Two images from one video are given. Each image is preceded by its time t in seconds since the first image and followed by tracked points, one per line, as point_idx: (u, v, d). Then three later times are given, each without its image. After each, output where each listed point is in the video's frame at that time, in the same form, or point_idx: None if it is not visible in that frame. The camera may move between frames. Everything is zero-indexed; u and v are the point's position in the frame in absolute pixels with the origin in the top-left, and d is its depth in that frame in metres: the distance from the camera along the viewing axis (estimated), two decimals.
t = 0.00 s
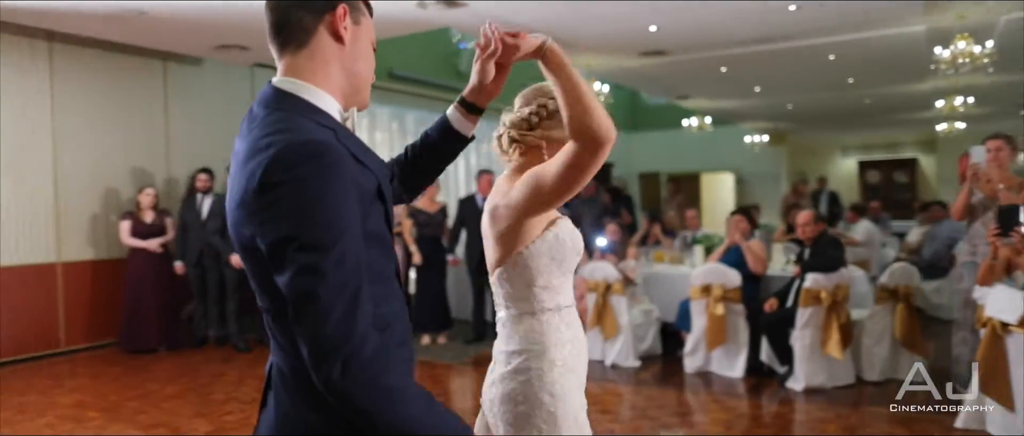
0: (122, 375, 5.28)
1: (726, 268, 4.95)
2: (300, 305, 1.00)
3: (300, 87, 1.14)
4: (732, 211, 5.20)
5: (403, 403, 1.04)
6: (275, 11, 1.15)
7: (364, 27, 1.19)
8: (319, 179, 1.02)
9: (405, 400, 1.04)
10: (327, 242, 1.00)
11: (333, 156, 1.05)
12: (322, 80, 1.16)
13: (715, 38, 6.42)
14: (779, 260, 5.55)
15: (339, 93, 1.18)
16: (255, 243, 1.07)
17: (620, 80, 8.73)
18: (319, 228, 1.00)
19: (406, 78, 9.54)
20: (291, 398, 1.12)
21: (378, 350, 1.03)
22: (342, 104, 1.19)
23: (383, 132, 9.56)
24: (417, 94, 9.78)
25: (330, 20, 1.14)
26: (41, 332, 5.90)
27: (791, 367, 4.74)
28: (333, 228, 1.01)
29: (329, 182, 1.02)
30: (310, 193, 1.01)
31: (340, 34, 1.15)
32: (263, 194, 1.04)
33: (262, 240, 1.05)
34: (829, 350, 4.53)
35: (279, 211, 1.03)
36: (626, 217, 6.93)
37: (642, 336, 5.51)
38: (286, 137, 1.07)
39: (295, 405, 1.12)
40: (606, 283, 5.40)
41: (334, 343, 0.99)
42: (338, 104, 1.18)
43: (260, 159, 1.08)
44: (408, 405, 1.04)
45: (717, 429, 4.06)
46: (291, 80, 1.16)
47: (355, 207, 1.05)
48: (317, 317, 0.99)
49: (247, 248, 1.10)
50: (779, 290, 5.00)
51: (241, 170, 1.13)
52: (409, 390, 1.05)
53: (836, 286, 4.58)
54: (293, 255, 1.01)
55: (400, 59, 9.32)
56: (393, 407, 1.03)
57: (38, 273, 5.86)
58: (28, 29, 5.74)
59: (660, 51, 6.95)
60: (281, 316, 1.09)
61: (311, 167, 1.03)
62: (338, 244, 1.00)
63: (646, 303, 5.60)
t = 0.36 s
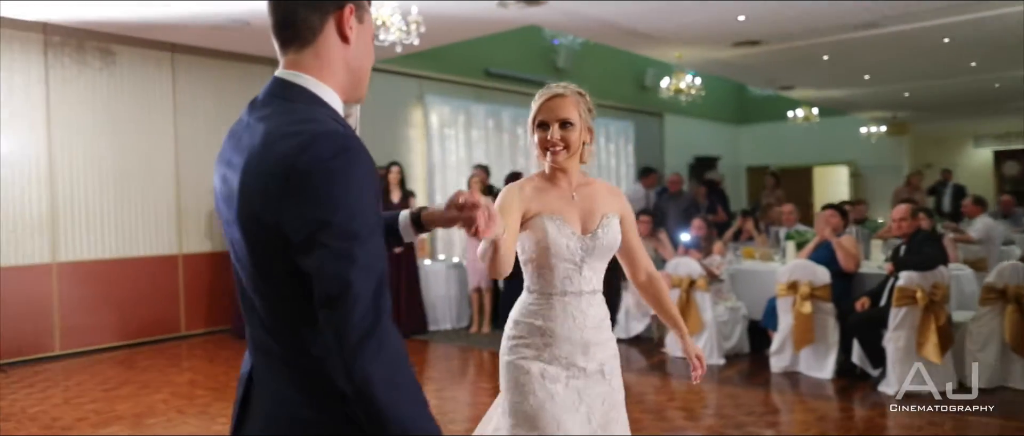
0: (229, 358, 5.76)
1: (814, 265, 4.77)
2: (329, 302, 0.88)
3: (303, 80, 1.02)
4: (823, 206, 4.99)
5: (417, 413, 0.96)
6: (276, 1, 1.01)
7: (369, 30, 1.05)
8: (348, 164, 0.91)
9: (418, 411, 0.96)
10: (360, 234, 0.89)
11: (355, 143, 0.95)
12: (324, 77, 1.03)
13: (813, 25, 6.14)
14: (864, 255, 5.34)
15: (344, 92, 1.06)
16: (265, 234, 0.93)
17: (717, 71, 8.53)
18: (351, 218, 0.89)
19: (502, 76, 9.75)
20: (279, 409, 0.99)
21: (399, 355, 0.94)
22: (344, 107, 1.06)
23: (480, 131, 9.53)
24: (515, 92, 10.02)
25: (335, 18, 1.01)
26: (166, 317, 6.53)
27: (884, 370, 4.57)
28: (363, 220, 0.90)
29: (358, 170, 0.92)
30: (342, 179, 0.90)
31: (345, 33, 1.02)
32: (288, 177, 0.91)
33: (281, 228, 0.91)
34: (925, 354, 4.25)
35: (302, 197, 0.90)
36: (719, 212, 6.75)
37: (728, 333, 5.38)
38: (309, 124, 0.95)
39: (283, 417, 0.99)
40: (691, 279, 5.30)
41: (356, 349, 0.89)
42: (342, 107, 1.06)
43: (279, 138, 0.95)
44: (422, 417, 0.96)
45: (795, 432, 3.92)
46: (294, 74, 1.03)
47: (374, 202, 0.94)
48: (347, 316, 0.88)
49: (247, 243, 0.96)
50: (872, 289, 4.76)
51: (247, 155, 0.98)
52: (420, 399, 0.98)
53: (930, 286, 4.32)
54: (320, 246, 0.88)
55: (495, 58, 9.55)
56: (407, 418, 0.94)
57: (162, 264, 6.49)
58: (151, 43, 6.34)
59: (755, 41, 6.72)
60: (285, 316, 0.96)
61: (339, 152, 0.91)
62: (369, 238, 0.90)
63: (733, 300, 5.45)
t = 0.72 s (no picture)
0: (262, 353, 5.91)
1: (842, 263, 4.72)
2: (324, 305, 0.87)
3: (303, 83, 1.02)
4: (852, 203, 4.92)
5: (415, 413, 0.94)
6: (275, 4, 1.01)
7: (369, 32, 1.06)
8: (344, 166, 0.89)
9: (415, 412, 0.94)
10: (354, 236, 0.87)
11: (351, 145, 0.93)
12: (323, 80, 1.03)
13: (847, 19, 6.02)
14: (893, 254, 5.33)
15: (343, 92, 1.06)
16: (264, 235, 0.92)
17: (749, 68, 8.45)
18: (345, 221, 0.87)
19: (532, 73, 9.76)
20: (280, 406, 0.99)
21: (395, 358, 0.92)
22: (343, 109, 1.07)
23: (509, 130, 9.34)
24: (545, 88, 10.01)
25: (335, 20, 1.01)
26: (201, 312, 6.71)
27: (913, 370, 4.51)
28: (359, 223, 0.88)
29: (353, 172, 0.90)
30: (336, 181, 0.88)
31: (345, 36, 1.03)
32: (284, 178, 0.89)
33: (277, 230, 0.90)
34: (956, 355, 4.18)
35: (298, 199, 0.88)
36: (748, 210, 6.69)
37: (754, 332, 5.34)
38: (307, 127, 0.93)
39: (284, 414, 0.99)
40: (716, 278, 5.29)
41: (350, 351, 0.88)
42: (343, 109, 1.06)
43: (276, 140, 0.93)
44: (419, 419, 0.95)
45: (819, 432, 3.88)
46: (294, 76, 1.03)
47: (372, 203, 0.92)
48: (343, 319, 0.87)
49: (247, 245, 0.95)
50: (902, 288, 4.70)
51: (246, 156, 0.97)
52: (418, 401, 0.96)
53: (961, 286, 4.24)
54: (316, 249, 0.87)
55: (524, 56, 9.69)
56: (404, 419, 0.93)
57: (199, 260, 6.69)
58: (188, 46, 6.53)
59: (786, 36, 6.63)
60: (284, 317, 0.94)
61: (335, 155, 0.89)
62: (364, 241, 0.88)
63: (760, 298, 5.41)
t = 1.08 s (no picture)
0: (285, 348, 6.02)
1: (862, 262, 4.67)
2: (313, 305, 0.90)
3: (301, 84, 1.06)
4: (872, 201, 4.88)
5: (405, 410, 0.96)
6: (277, 7, 1.05)
7: (367, 35, 1.10)
8: (332, 169, 0.92)
9: (406, 406, 0.97)
10: (343, 239, 0.90)
11: (341, 148, 0.96)
12: (320, 82, 1.07)
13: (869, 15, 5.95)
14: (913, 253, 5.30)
15: (341, 93, 1.10)
16: (258, 236, 0.95)
17: (771, 65, 8.39)
18: (332, 223, 0.90)
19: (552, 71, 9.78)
20: (281, 399, 1.03)
21: (386, 355, 0.94)
22: (341, 109, 1.11)
23: (531, 127, 9.42)
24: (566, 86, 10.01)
25: (333, 23, 1.05)
26: (226, 307, 6.83)
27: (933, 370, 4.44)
28: (346, 225, 0.91)
29: (341, 175, 0.92)
30: (324, 185, 0.91)
31: (343, 37, 1.06)
32: (276, 182, 0.92)
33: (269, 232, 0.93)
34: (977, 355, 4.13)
35: (287, 202, 0.91)
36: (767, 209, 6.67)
37: (773, 331, 5.31)
38: (299, 130, 0.97)
39: (284, 407, 1.02)
40: (734, 275, 5.27)
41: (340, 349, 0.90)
42: (340, 110, 1.11)
43: (268, 145, 0.96)
44: (410, 411, 0.97)
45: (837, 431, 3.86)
46: (292, 78, 1.07)
47: (362, 205, 0.94)
48: (331, 319, 0.89)
49: (243, 245, 0.98)
50: (923, 287, 4.66)
51: (242, 158, 1.00)
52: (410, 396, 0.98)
53: (983, 285, 4.18)
54: (305, 251, 0.90)
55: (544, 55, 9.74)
56: (395, 414, 0.95)
57: (224, 256, 6.81)
58: (213, 45, 6.65)
59: (808, 32, 6.56)
60: (279, 314, 0.98)
61: (324, 159, 0.92)
62: (352, 241, 0.91)
63: (779, 297, 5.38)
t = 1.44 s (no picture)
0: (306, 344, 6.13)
1: (879, 260, 4.64)
2: (301, 302, 0.94)
3: (297, 85, 1.11)
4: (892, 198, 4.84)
5: (389, 403, 1.00)
6: (275, 10, 1.09)
7: (362, 37, 1.14)
8: (320, 170, 0.96)
9: (390, 399, 1.00)
10: (329, 238, 0.94)
11: (331, 150, 0.99)
12: (315, 83, 1.12)
13: (892, 11, 5.87)
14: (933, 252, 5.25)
15: (336, 93, 1.14)
16: (249, 236, 0.99)
17: (794, 60, 8.32)
18: (320, 223, 0.94)
19: (572, 68, 9.78)
20: (275, 390, 1.07)
21: (372, 349, 0.98)
22: (336, 109, 1.16)
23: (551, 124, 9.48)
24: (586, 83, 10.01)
25: (329, 25, 1.10)
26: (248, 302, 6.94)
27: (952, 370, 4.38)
28: (333, 225, 0.94)
29: (330, 176, 0.96)
30: (312, 187, 0.95)
31: (337, 39, 1.11)
32: (268, 182, 0.97)
33: (261, 230, 0.97)
34: (997, 355, 4.09)
35: (278, 201, 0.95)
36: (786, 207, 6.64)
37: (791, 329, 5.28)
38: (290, 132, 1.01)
39: (278, 396, 1.07)
40: (751, 273, 5.25)
41: (325, 343, 0.94)
42: (334, 110, 1.15)
43: (261, 146, 1.00)
44: (394, 404, 1.01)
45: (851, 430, 3.84)
46: (288, 79, 1.12)
47: (350, 205, 0.98)
48: (317, 315, 0.93)
49: (239, 243, 1.03)
50: (943, 286, 4.62)
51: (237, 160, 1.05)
52: (396, 389, 1.02)
53: (1004, 284, 4.14)
54: (294, 249, 0.94)
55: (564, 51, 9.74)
56: (380, 406, 0.99)
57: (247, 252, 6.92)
58: (237, 45, 6.77)
59: (830, 28, 6.50)
60: (271, 309, 1.02)
61: (313, 161, 0.96)
62: (338, 241, 0.94)
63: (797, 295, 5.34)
